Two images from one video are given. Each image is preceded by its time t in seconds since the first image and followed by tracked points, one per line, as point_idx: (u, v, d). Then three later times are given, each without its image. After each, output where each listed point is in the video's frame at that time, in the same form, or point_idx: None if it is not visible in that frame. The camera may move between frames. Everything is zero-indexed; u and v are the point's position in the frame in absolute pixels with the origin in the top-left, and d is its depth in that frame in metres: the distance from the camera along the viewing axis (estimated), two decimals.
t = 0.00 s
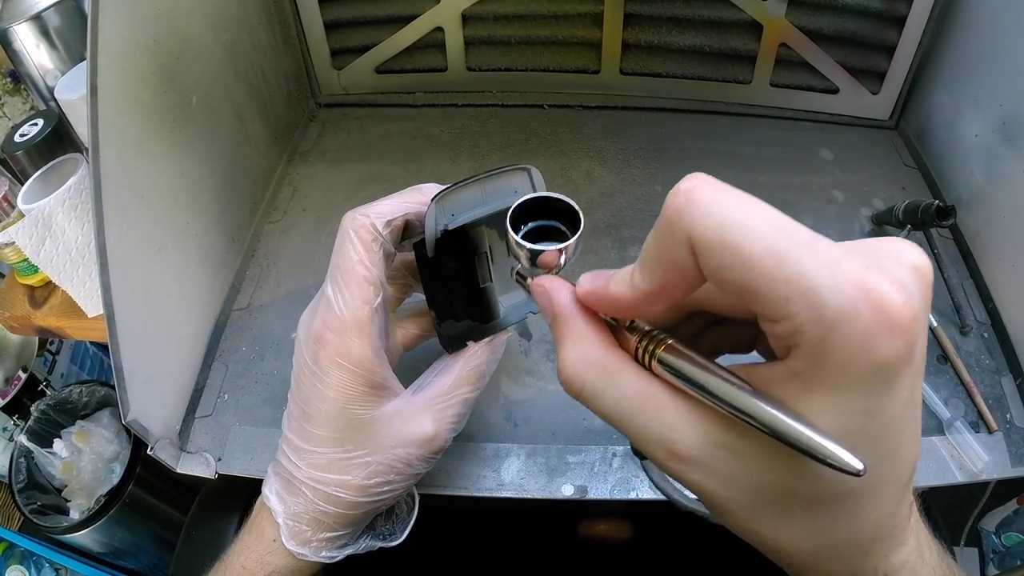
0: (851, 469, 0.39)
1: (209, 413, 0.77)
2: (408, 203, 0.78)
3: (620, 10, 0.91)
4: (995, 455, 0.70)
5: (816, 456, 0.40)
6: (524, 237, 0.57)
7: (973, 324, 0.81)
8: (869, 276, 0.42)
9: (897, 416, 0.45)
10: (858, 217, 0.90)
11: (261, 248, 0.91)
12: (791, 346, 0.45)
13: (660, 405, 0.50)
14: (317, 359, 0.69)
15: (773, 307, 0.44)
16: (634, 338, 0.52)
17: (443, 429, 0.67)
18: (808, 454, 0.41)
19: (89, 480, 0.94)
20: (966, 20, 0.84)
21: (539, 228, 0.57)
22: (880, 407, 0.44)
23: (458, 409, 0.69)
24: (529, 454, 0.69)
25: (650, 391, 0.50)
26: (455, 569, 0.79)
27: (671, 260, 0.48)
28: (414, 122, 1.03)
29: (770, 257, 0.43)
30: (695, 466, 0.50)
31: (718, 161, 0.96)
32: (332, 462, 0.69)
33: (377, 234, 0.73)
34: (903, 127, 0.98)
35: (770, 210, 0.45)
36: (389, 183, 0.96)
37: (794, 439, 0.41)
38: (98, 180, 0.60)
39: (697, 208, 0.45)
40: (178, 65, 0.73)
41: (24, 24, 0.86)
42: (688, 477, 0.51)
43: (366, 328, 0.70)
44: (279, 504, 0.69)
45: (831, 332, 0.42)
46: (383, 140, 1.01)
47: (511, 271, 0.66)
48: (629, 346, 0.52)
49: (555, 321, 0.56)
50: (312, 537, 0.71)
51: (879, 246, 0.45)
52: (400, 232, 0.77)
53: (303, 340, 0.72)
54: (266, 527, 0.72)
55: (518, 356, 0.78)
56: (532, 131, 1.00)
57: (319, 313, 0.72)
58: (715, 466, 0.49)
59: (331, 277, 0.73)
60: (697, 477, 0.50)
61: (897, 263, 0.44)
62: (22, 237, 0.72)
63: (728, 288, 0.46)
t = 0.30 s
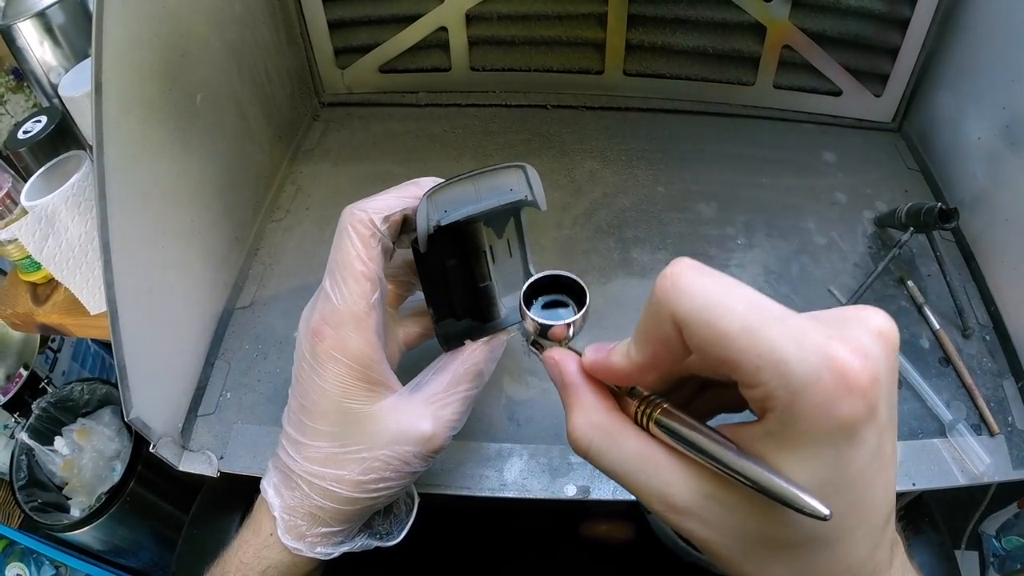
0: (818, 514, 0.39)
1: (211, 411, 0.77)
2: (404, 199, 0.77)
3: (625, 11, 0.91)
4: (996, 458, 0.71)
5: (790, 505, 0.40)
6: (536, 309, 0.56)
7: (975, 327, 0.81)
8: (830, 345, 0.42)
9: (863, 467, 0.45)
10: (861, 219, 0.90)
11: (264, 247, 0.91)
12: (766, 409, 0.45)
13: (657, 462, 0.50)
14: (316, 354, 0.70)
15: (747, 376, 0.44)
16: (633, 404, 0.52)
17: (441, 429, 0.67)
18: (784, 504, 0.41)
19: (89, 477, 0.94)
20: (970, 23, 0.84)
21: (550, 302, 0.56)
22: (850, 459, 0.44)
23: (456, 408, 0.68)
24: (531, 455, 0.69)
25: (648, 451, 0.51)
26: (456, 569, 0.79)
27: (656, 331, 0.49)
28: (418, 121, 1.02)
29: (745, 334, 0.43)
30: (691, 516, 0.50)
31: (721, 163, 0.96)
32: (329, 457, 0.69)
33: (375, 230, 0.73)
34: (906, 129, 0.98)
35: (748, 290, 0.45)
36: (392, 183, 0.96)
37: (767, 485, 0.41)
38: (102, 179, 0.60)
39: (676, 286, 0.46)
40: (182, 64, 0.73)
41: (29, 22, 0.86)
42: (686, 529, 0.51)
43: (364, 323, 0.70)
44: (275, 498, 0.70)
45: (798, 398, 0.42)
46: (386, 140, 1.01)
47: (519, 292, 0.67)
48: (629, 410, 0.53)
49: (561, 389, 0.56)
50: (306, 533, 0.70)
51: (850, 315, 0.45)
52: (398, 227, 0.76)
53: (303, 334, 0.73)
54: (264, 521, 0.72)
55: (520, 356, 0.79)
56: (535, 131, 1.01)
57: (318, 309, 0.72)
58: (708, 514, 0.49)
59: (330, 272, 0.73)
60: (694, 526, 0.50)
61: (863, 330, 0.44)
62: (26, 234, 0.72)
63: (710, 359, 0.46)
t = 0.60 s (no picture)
0: (864, 479, 0.39)
1: (211, 411, 0.77)
2: (410, 203, 0.77)
3: (626, 10, 0.91)
4: (998, 457, 0.70)
5: (832, 470, 0.40)
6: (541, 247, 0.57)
7: (976, 326, 0.81)
8: (881, 289, 0.42)
9: (905, 428, 0.45)
10: (862, 219, 0.90)
11: (265, 246, 0.91)
12: (806, 359, 0.45)
13: (674, 415, 0.50)
14: (320, 356, 0.70)
15: (788, 321, 0.43)
16: (648, 351, 0.52)
17: (445, 431, 0.67)
18: (819, 464, 0.41)
19: (90, 477, 0.94)
20: (971, 22, 0.84)
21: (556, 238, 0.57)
22: (893, 421, 0.44)
23: (460, 410, 0.68)
24: (532, 454, 0.69)
25: (665, 402, 0.50)
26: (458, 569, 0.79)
27: (686, 272, 0.49)
28: (419, 121, 1.02)
29: (787, 273, 0.42)
30: (711, 476, 0.49)
31: (722, 163, 0.96)
32: (333, 459, 0.69)
33: (380, 232, 0.73)
34: (907, 129, 0.97)
35: (786, 225, 0.44)
36: (393, 182, 0.96)
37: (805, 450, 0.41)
38: (103, 180, 0.60)
39: (711, 223, 0.45)
40: (183, 63, 0.73)
41: (29, 22, 0.86)
42: (701, 487, 0.50)
43: (369, 325, 0.70)
44: (279, 499, 0.70)
45: (844, 347, 0.42)
46: (387, 140, 1.01)
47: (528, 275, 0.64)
48: (645, 359, 0.53)
49: (570, 332, 0.56)
50: (310, 534, 0.71)
51: (889, 259, 0.45)
52: (403, 232, 0.76)
53: (307, 336, 0.73)
54: (266, 522, 0.71)
55: (522, 356, 0.78)
56: (536, 131, 1.00)
57: (323, 310, 0.72)
58: (728, 474, 0.49)
59: (335, 275, 0.73)
60: (714, 488, 0.50)
61: (910, 276, 0.44)
62: (27, 234, 0.72)
63: (745, 301, 0.46)
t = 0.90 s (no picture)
0: (823, 514, 0.39)
1: (211, 408, 0.77)
2: (409, 201, 0.77)
3: (627, 7, 0.91)
4: (998, 456, 0.70)
5: (795, 506, 0.40)
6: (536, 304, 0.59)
7: (976, 325, 0.80)
8: (833, 342, 0.42)
9: (864, 466, 0.44)
10: (863, 217, 0.90)
11: (264, 244, 0.90)
12: (767, 407, 0.45)
13: (658, 459, 0.50)
14: (319, 353, 0.70)
15: (750, 373, 0.44)
16: (635, 402, 0.51)
17: (444, 428, 0.67)
18: (785, 502, 0.41)
19: (89, 475, 0.93)
20: (972, 20, 0.84)
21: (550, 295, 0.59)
22: (851, 457, 0.44)
23: (459, 406, 0.68)
24: (532, 452, 0.69)
25: (651, 449, 0.50)
26: (457, 567, 0.78)
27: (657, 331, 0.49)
28: (419, 118, 1.02)
29: (749, 332, 0.43)
30: (691, 513, 0.49)
31: (723, 160, 0.96)
32: (333, 457, 0.69)
33: (378, 228, 0.73)
34: (909, 127, 0.97)
35: (750, 285, 0.45)
36: (393, 179, 0.95)
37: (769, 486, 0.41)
38: (102, 177, 0.60)
39: (680, 285, 0.45)
40: (182, 60, 0.72)
41: (28, 17, 0.85)
42: (686, 525, 0.50)
43: (367, 322, 0.70)
44: (278, 496, 0.70)
45: (799, 396, 0.42)
46: (387, 137, 1.00)
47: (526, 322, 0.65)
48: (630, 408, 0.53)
49: (561, 385, 0.56)
50: (309, 531, 0.70)
51: (852, 311, 0.46)
52: (400, 228, 0.76)
53: (306, 333, 0.73)
54: (266, 520, 0.71)
55: (522, 354, 0.78)
56: (537, 128, 1.00)
57: (321, 308, 0.72)
58: (708, 512, 0.49)
59: (332, 272, 0.73)
60: (694, 523, 0.50)
61: (865, 327, 0.44)
62: (25, 230, 0.71)
63: (713, 358, 0.46)
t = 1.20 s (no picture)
0: (869, 484, 0.38)
1: (211, 411, 0.77)
2: (411, 203, 0.78)
3: (626, 9, 0.91)
4: (997, 458, 0.70)
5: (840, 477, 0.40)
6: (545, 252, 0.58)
7: (975, 326, 0.81)
8: (883, 297, 0.41)
9: (911, 433, 0.44)
10: (862, 218, 0.90)
11: (264, 246, 0.90)
12: (809, 365, 0.44)
13: (678, 419, 0.49)
14: (321, 354, 0.70)
15: (791, 327, 0.43)
16: (653, 356, 0.52)
17: (443, 429, 0.67)
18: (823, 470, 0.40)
19: (89, 477, 0.94)
20: (971, 22, 0.84)
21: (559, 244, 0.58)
22: (897, 426, 0.44)
23: (458, 407, 0.68)
24: (532, 454, 0.69)
25: (670, 406, 0.50)
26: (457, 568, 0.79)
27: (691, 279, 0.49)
28: (419, 120, 1.02)
29: (791, 281, 0.42)
30: (714, 480, 0.49)
31: (722, 162, 0.96)
32: (333, 457, 0.69)
33: (378, 230, 0.74)
34: (907, 129, 0.97)
35: (790, 233, 0.44)
36: (392, 182, 0.96)
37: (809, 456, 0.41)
38: (103, 180, 0.60)
39: (720, 232, 0.45)
40: (182, 63, 0.73)
41: (28, 21, 0.86)
42: (705, 492, 0.50)
43: (368, 323, 0.71)
44: (278, 497, 0.70)
45: (847, 354, 0.42)
46: (387, 139, 1.01)
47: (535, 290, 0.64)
48: (648, 363, 0.52)
49: (573, 336, 0.56)
50: (308, 532, 0.70)
51: (896, 269, 0.45)
52: (401, 232, 0.76)
53: (307, 335, 0.73)
54: (265, 521, 0.71)
55: (521, 356, 0.78)
56: (536, 130, 1.00)
57: (324, 309, 0.73)
58: (732, 479, 0.48)
59: (333, 274, 0.74)
60: (715, 494, 0.49)
61: (913, 285, 0.43)
62: (26, 232, 0.72)
63: (750, 307, 0.45)
